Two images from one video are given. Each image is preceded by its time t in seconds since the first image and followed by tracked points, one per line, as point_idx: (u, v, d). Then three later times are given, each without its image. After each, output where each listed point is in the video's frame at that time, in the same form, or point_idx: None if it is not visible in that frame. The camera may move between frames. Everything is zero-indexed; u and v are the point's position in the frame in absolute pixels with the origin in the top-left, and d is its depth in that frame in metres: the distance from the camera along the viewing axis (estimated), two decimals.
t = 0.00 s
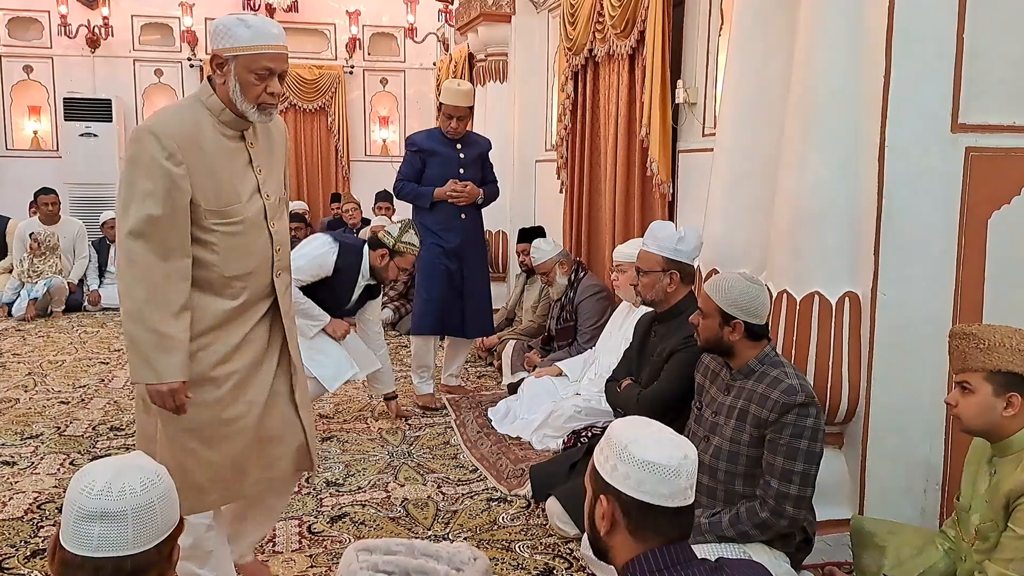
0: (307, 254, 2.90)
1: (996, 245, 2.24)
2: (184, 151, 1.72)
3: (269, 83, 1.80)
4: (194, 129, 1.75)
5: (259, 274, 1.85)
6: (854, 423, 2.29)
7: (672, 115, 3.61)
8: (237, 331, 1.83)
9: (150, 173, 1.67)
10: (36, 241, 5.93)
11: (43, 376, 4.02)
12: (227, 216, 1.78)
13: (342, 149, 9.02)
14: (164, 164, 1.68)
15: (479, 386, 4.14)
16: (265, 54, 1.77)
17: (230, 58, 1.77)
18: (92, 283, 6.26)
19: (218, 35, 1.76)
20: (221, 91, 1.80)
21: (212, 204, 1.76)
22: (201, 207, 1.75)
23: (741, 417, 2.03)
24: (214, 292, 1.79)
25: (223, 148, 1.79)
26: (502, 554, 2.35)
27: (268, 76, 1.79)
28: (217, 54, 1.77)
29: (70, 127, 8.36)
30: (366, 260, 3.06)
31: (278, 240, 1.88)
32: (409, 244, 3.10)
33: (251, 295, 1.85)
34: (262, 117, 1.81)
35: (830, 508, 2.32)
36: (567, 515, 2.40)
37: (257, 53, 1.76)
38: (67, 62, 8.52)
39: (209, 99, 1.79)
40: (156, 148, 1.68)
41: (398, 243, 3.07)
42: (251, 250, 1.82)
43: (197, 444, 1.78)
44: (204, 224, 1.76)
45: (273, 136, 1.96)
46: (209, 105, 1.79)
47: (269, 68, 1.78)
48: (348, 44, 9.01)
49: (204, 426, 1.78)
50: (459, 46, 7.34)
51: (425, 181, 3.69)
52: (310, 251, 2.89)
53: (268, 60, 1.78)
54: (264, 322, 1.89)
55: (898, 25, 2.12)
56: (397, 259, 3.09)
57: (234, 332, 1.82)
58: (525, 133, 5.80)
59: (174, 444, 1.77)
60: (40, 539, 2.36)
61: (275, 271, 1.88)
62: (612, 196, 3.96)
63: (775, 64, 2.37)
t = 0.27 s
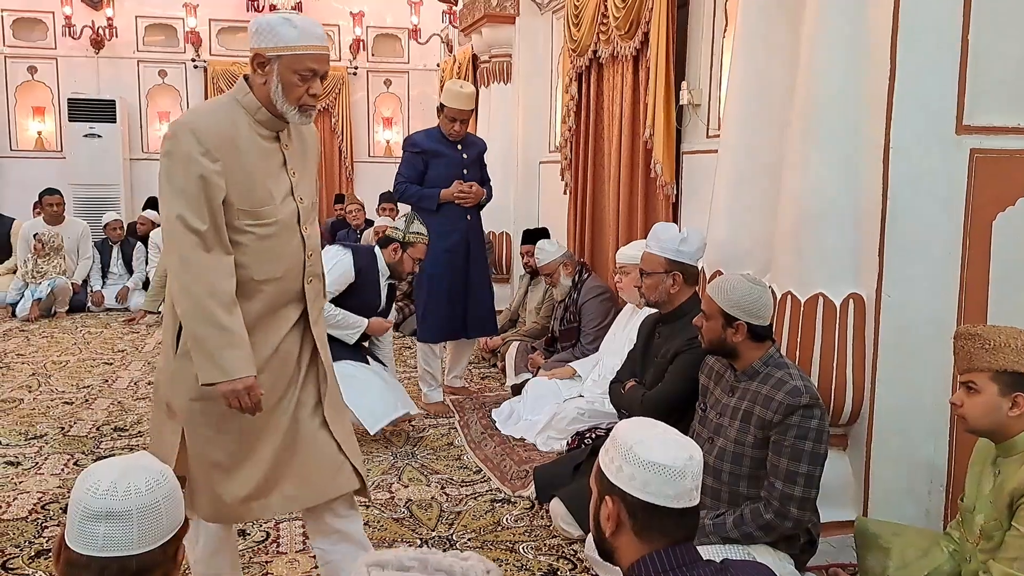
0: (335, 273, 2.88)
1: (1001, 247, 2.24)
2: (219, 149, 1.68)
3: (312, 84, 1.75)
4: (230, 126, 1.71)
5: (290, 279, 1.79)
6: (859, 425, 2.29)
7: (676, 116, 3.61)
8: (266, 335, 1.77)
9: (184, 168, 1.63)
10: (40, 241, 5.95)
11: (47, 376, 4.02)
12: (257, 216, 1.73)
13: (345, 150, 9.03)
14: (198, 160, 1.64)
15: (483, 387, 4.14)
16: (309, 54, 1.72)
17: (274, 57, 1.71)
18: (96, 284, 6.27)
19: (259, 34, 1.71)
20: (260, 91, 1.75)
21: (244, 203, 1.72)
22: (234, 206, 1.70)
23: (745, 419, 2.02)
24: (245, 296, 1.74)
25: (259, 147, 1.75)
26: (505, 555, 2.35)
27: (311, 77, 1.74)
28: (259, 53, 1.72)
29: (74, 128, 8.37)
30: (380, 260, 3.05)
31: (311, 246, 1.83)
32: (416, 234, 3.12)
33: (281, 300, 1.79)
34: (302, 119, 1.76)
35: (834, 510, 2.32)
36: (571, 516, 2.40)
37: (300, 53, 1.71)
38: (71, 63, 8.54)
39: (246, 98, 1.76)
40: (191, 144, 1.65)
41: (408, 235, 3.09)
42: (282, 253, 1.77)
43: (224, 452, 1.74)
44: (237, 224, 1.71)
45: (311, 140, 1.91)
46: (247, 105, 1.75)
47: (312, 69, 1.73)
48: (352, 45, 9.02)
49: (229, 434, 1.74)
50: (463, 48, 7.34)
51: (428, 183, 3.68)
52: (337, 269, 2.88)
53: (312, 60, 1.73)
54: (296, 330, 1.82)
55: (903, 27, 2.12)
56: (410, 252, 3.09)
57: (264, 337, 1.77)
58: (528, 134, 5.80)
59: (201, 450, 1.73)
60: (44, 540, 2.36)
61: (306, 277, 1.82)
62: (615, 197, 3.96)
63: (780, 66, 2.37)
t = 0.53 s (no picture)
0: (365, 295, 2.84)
1: (1008, 249, 2.22)
2: (281, 142, 1.68)
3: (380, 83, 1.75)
4: (293, 122, 1.71)
5: (350, 280, 1.78)
6: (865, 428, 2.28)
7: (681, 117, 3.60)
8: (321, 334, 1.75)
9: (246, 161, 1.63)
10: (43, 242, 5.98)
11: (49, 378, 4.02)
12: (317, 211, 1.72)
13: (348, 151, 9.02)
14: (261, 153, 1.64)
15: (487, 389, 4.13)
16: (378, 53, 1.73)
17: (344, 54, 1.72)
18: (98, 285, 6.27)
19: (333, 30, 1.72)
20: (327, 88, 1.76)
21: (304, 198, 1.71)
22: (295, 201, 1.70)
23: (751, 421, 2.01)
24: (302, 296, 1.73)
25: (321, 144, 1.75)
26: (510, 559, 2.34)
27: (380, 76, 1.75)
28: (329, 50, 1.73)
29: (76, 128, 8.41)
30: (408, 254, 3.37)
31: (371, 247, 1.81)
32: (440, 229, 3.46)
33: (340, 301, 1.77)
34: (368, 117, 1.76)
35: (840, 513, 2.30)
36: (575, 519, 2.39)
37: (373, 51, 1.72)
38: (73, 63, 8.54)
39: (312, 94, 1.76)
40: (256, 137, 1.65)
41: (433, 230, 3.43)
42: (341, 253, 1.75)
43: (280, 455, 1.74)
44: (296, 220, 1.70)
45: (370, 140, 1.90)
46: (312, 102, 1.76)
47: (382, 68, 1.74)
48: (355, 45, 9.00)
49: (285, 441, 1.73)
50: (466, 48, 7.33)
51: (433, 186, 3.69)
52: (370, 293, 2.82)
53: (382, 59, 1.74)
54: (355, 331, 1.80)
55: (909, 27, 2.11)
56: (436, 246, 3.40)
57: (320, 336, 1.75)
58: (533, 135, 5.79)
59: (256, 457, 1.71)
60: (46, 542, 2.36)
61: (366, 278, 1.80)
62: (620, 198, 3.95)
63: (786, 66, 2.36)
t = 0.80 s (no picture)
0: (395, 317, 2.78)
1: (1013, 250, 2.22)
2: (348, 140, 1.57)
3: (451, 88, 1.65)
4: (359, 119, 1.60)
5: (408, 282, 1.68)
6: (869, 429, 2.28)
7: (685, 118, 3.60)
8: (383, 339, 1.65)
9: (313, 158, 1.54)
10: (47, 242, 5.98)
11: (53, 378, 4.02)
12: (381, 213, 1.61)
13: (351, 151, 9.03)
14: (327, 150, 1.54)
15: (491, 390, 4.13)
16: (455, 56, 1.62)
17: (419, 56, 1.61)
18: (102, 285, 6.28)
19: (409, 31, 1.60)
20: (396, 88, 1.65)
21: (368, 200, 1.60)
22: (357, 201, 1.59)
23: (755, 422, 2.01)
24: (361, 298, 1.63)
25: (386, 144, 1.64)
26: (514, 559, 2.33)
27: (452, 80, 1.65)
28: (403, 51, 1.62)
29: (79, 128, 8.41)
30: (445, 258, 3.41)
31: (429, 252, 1.72)
32: (476, 231, 3.45)
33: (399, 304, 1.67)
34: (435, 122, 1.66)
35: (844, 514, 2.30)
36: (579, 519, 2.39)
37: (449, 56, 1.61)
38: (77, 63, 8.54)
39: (378, 94, 1.66)
40: (324, 133, 1.55)
41: (468, 234, 3.40)
42: (403, 256, 1.65)
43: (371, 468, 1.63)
44: (358, 221, 1.60)
45: (432, 145, 1.80)
46: (378, 101, 1.65)
47: (456, 73, 1.63)
48: (359, 46, 9.00)
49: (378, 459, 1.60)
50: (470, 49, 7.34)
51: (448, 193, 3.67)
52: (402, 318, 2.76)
53: (456, 63, 1.63)
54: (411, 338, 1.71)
55: (914, 28, 2.11)
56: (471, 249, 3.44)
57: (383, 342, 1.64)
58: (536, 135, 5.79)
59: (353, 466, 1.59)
60: (50, 542, 2.36)
61: (421, 282, 1.71)
62: (623, 199, 3.96)
63: (791, 67, 2.36)
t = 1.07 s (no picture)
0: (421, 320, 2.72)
1: (1018, 251, 2.22)
2: (421, 155, 1.49)
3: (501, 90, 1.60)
4: (426, 133, 1.52)
5: (472, 296, 1.63)
6: (873, 429, 2.28)
7: (689, 118, 3.60)
8: (451, 357, 1.60)
9: (389, 174, 1.45)
10: (50, 241, 5.88)
11: (57, 377, 4.02)
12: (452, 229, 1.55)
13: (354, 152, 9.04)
14: (403, 166, 1.46)
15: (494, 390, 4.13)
16: (509, 60, 1.57)
17: (471, 59, 1.55)
18: (108, 286, 6.30)
19: (460, 33, 1.54)
20: (446, 94, 1.59)
21: (439, 216, 1.53)
22: (429, 218, 1.52)
23: (759, 422, 2.01)
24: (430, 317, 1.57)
25: (447, 156, 1.57)
26: (518, 558, 2.34)
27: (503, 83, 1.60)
28: (456, 53, 1.55)
29: (83, 128, 8.40)
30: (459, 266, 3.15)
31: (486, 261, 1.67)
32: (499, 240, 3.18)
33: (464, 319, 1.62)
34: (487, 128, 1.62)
35: (849, 514, 2.31)
36: (583, 519, 2.40)
37: (503, 60, 1.55)
38: (80, 63, 8.56)
39: (432, 101, 1.59)
40: (399, 148, 1.46)
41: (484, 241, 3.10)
42: (468, 270, 1.60)
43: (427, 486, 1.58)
44: (429, 238, 1.53)
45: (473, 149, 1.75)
46: (429, 109, 1.58)
47: (510, 77, 1.58)
48: (362, 46, 8.99)
49: (449, 477, 1.58)
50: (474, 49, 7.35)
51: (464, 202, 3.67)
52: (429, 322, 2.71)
53: (509, 66, 1.58)
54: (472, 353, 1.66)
55: (919, 29, 2.11)
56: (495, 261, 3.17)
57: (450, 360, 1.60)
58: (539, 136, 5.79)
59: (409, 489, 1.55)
60: (55, 541, 2.36)
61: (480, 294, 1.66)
62: (627, 199, 3.96)
63: (797, 68, 2.36)
